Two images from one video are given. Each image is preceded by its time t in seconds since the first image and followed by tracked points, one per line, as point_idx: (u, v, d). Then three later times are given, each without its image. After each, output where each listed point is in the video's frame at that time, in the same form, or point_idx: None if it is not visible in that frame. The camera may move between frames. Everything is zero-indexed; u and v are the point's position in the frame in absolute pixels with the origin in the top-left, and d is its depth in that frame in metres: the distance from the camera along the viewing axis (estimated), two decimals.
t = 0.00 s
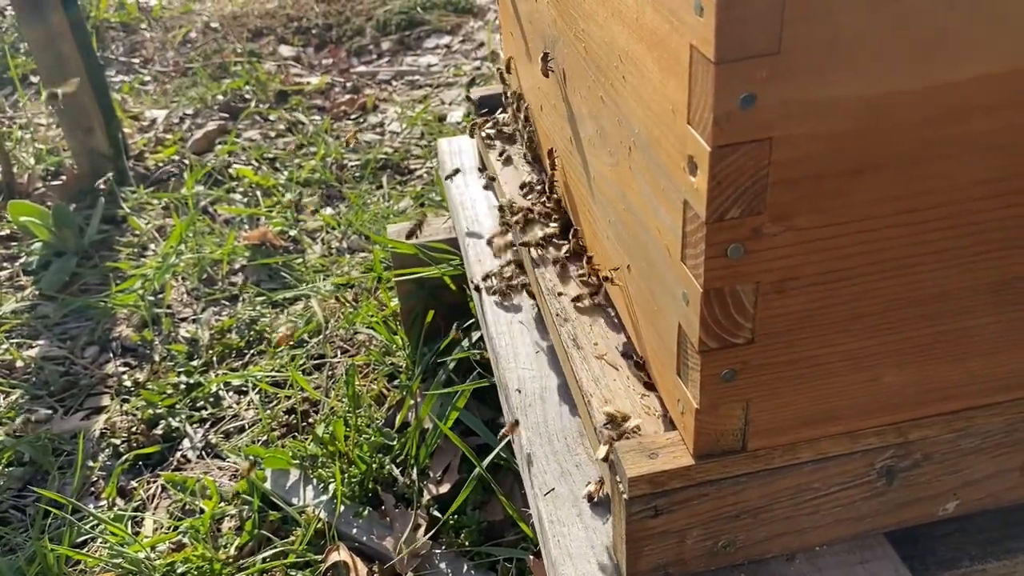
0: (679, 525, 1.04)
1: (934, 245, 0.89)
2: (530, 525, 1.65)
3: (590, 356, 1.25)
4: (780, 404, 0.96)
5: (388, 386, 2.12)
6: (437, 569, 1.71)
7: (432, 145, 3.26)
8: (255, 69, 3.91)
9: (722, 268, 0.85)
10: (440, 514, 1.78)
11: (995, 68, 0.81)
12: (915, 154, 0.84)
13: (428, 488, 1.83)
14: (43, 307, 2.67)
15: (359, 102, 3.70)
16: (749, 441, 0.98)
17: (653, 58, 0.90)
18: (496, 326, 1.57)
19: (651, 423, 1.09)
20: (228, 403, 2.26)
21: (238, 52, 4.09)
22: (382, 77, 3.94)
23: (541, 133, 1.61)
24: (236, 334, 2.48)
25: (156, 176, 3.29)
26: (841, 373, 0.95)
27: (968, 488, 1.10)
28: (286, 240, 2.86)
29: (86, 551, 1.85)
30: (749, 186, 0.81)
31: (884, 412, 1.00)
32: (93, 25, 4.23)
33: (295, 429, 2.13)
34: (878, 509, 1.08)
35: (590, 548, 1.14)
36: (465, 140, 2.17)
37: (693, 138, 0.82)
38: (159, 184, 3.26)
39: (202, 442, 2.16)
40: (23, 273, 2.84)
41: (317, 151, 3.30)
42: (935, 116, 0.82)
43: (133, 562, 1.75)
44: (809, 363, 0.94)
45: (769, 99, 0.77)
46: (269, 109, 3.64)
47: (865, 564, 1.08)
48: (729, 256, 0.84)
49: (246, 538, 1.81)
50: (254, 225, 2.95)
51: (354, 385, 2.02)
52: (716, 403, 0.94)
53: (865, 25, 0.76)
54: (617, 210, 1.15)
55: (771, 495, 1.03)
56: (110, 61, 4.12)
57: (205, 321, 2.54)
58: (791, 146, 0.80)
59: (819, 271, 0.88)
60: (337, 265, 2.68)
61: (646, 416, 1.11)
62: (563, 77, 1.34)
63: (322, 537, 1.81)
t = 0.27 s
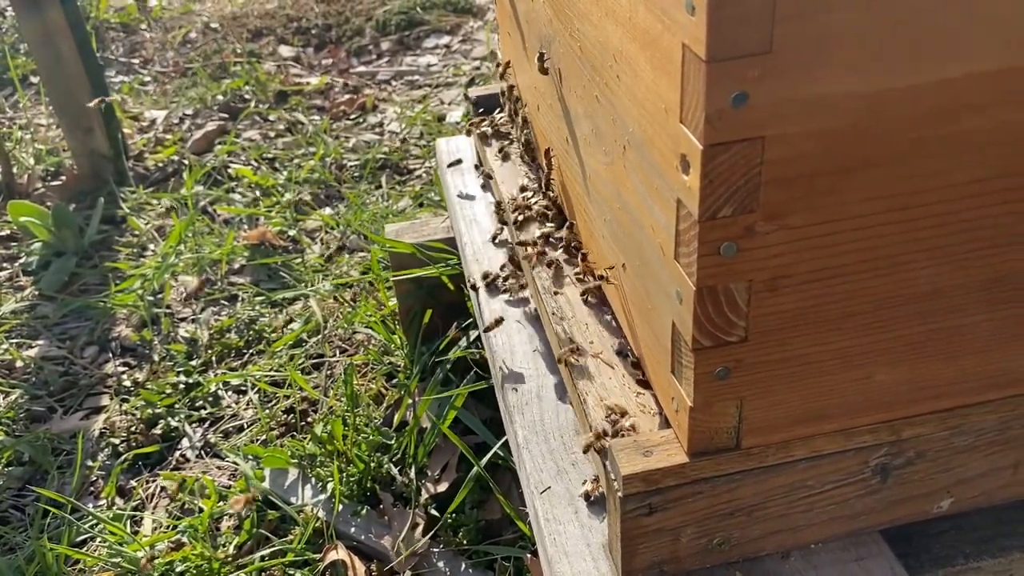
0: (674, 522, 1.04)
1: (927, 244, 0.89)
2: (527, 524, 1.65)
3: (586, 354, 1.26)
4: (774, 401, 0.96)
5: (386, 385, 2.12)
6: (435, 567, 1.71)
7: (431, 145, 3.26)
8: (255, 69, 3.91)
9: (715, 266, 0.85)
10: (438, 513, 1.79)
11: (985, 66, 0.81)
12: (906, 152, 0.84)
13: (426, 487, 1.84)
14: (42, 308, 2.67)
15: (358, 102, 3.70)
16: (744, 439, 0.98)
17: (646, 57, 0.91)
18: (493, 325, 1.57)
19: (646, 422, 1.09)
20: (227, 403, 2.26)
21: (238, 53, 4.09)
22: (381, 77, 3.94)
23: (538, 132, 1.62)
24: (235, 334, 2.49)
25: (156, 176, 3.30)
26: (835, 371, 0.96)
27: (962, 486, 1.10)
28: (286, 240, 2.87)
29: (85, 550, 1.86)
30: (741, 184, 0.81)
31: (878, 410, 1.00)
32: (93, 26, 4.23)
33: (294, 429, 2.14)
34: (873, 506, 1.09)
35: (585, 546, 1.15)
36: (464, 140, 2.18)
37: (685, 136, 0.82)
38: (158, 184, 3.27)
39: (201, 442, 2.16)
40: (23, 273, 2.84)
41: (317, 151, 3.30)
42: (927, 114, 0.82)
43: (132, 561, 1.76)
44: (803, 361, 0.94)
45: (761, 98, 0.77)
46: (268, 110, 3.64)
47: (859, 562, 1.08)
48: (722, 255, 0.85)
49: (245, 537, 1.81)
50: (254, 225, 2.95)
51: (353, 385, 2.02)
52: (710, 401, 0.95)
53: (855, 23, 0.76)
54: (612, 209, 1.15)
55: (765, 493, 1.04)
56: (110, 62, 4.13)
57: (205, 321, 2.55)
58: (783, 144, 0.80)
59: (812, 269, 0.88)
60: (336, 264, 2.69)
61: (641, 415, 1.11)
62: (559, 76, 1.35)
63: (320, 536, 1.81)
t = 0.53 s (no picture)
0: (677, 522, 1.05)
1: (929, 245, 0.90)
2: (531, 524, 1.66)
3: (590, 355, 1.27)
4: (777, 401, 0.97)
5: (389, 386, 2.13)
6: (439, 567, 1.72)
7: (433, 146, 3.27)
8: (257, 71, 3.92)
9: (719, 268, 0.86)
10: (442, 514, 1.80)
11: (986, 70, 0.82)
12: (908, 155, 0.85)
13: (430, 487, 1.85)
14: (47, 309, 2.68)
15: (360, 103, 3.71)
16: (747, 439, 0.99)
17: (650, 62, 0.91)
18: (496, 326, 1.58)
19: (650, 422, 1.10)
20: (231, 404, 2.27)
21: (240, 54, 4.10)
22: (383, 78, 3.95)
23: (541, 134, 1.62)
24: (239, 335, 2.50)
25: (159, 178, 3.30)
26: (837, 372, 0.97)
27: (964, 486, 1.11)
28: (289, 241, 2.88)
29: (91, 550, 1.87)
30: (745, 187, 0.82)
31: (880, 410, 1.01)
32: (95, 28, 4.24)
33: (298, 429, 2.14)
34: (875, 506, 1.09)
35: (590, 546, 1.16)
36: (466, 141, 2.19)
37: (689, 140, 0.83)
38: (161, 185, 3.27)
39: (205, 443, 2.17)
40: (27, 275, 2.85)
41: (319, 152, 3.31)
42: (928, 118, 0.83)
43: (138, 562, 1.77)
44: (805, 362, 0.95)
45: (764, 102, 0.78)
46: (271, 111, 3.65)
47: (862, 561, 1.09)
48: (725, 257, 0.86)
49: (249, 537, 1.82)
50: (256, 226, 2.96)
51: (356, 386, 2.03)
52: (714, 402, 0.96)
53: (857, 27, 0.77)
54: (616, 211, 1.16)
55: (768, 493, 1.04)
56: (112, 64, 4.14)
57: (209, 322, 2.56)
58: (786, 148, 0.81)
59: (815, 271, 0.89)
60: (339, 266, 2.70)
61: (645, 416, 1.12)
62: (562, 79, 1.35)
63: (325, 536, 1.82)
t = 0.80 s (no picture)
0: (676, 519, 1.06)
1: (924, 245, 0.91)
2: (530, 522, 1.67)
3: (589, 354, 1.27)
4: (774, 399, 0.98)
5: (390, 385, 2.14)
6: (439, 566, 1.73)
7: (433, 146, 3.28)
8: (258, 71, 3.93)
9: (715, 267, 0.87)
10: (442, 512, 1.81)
11: (981, 71, 0.83)
12: (903, 155, 0.86)
13: (430, 486, 1.86)
14: (48, 310, 2.69)
15: (361, 103, 3.72)
16: (744, 437, 1.00)
17: (648, 63, 0.92)
18: (496, 325, 1.59)
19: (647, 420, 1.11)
20: (232, 403, 2.28)
21: (241, 55, 4.11)
22: (384, 78, 3.96)
23: (540, 135, 1.63)
24: (240, 335, 2.50)
25: (160, 178, 3.31)
26: (834, 369, 0.97)
27: (960, 483, 1.12)
28: (289, 241, 2.89)
29: (93, 549, 1.88)
30: (741, 187, 0.83)
31: (876, 408, 1.02)
32: (96, 28, 4.25)
33: (299, 429, 2.15)
34: (872, 503, 1.10)
35: (589, 544, 1.16)
36: (466, 141, 2.20)
37: (686, 140, 0.84)
38: (162, 185, 3.28)
39: (206, 442, 2.18)
40: (28, 275, 2.86)
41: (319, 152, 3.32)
42: (923, 118, 0.84)
43: (139, 560, 1.78)
44: (802, 360, 0.96)
45: (760, 103, 0.79)
46: (271, 112, 3.66)
47: (859, 558, 1.10)
48: (722, 256, 0.86)
49: (250, 536, 1.83)
50: (257, 227, 2.97)
51: (356, 385, 2.04)
52: (712, 400, 0.96)
53: (854, 29, 0.78)
54: (614, 211, 1.17)
55: (765, 491, 1.05)
56: (113, 64, 4.15)
57: (210, 322, 2.56)
58: (781, 148, 0.82)
59: (811, 270, 0.90)
60: (339, 265, 2.71)
61: (644, 414, 1.13)
62: (561, 80, 1.36)
63: (326, 535, 1.83)
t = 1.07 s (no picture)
0: (669, 519, 1.06)
1: (914, 246, 0.91)
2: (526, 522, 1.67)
3: (584, 354, 1.28)
4: (766, 400, 0.98)
5: (387, 385, 2.15)
6: (436, 565, 1.74)
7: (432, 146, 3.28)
8: (257, 72, 3.93)
9: (707, 268, 0.87)
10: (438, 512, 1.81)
11: (971, 73, 0.83)
12: (894, 156, 0.86)
13: (427, 486, 1.86)
14: (47, 310, 2.70)
15: (360, 104, 3.73)
16: (737, 437, 1.01)
17: (640, 65, 0.93)
18: (493, 326, 1.60)
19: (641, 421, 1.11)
20: (230, 403, 2.28)
21: (240, 55, 4.11)
22: (382, 79, 3.96)
23: (536, 135, 1.64)
24: (238, 335, 2.51)
25: (159, 179, 3.32)
26: (826, 370, 0.98)
27: (953, 483, 1.12)
28: (288, 241, 2.89)
29: (90, 549, 1.88)
30: (732, 188, 0.83)
31: (868, 409, 1.03)
32: (95, 29, 4.26)
33: (297, 429, 2.16)
34: (865, 503, 1.11)
35: (583, 543, 1.17)
36: (464, 142, 2.20)
37: (677, 142, 0.84)
38: (161, 186, 3.29)
39: (205, 442, 2.19)
40: (27, 276, 2.87)
41: (318, 152, 3.32)
42: (913, 120, 0.85)
43: (137, 560, 1.78)
44: (795, 361, 0.96)
45: (750, 105, 0.79)
46: (270, 112, 3.66)
47: (852, 558, 1.10)
48: (713, 257, 0.87)
49: (248, 536, 1.83)
50: (256, 227, 2.97)
51: (354, 385, 2.05)
52: (704, 400, 0.97)
53: (843, 31, 0.78)
54: (608, 212, 1.17)
55: (758, 490, 1.06)
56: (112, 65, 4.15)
57: (208, 323, 2.57)
58: (772, 149, 0.82)
59: (802, 271, 0.90)
60: (338, 266, 2.71)
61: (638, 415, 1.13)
62: (556, 81, 1.37)
63: (324, 535, 1.83)
